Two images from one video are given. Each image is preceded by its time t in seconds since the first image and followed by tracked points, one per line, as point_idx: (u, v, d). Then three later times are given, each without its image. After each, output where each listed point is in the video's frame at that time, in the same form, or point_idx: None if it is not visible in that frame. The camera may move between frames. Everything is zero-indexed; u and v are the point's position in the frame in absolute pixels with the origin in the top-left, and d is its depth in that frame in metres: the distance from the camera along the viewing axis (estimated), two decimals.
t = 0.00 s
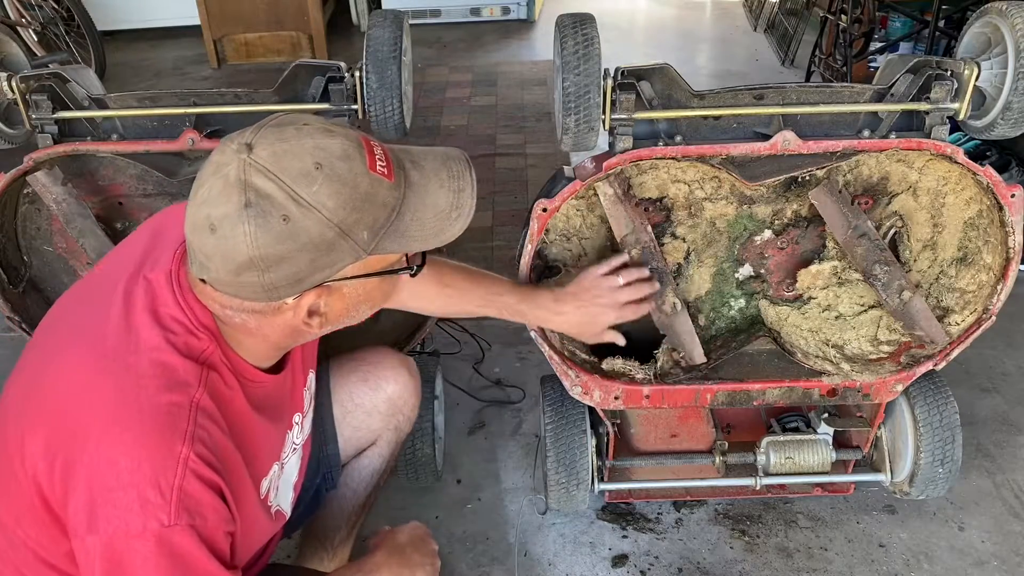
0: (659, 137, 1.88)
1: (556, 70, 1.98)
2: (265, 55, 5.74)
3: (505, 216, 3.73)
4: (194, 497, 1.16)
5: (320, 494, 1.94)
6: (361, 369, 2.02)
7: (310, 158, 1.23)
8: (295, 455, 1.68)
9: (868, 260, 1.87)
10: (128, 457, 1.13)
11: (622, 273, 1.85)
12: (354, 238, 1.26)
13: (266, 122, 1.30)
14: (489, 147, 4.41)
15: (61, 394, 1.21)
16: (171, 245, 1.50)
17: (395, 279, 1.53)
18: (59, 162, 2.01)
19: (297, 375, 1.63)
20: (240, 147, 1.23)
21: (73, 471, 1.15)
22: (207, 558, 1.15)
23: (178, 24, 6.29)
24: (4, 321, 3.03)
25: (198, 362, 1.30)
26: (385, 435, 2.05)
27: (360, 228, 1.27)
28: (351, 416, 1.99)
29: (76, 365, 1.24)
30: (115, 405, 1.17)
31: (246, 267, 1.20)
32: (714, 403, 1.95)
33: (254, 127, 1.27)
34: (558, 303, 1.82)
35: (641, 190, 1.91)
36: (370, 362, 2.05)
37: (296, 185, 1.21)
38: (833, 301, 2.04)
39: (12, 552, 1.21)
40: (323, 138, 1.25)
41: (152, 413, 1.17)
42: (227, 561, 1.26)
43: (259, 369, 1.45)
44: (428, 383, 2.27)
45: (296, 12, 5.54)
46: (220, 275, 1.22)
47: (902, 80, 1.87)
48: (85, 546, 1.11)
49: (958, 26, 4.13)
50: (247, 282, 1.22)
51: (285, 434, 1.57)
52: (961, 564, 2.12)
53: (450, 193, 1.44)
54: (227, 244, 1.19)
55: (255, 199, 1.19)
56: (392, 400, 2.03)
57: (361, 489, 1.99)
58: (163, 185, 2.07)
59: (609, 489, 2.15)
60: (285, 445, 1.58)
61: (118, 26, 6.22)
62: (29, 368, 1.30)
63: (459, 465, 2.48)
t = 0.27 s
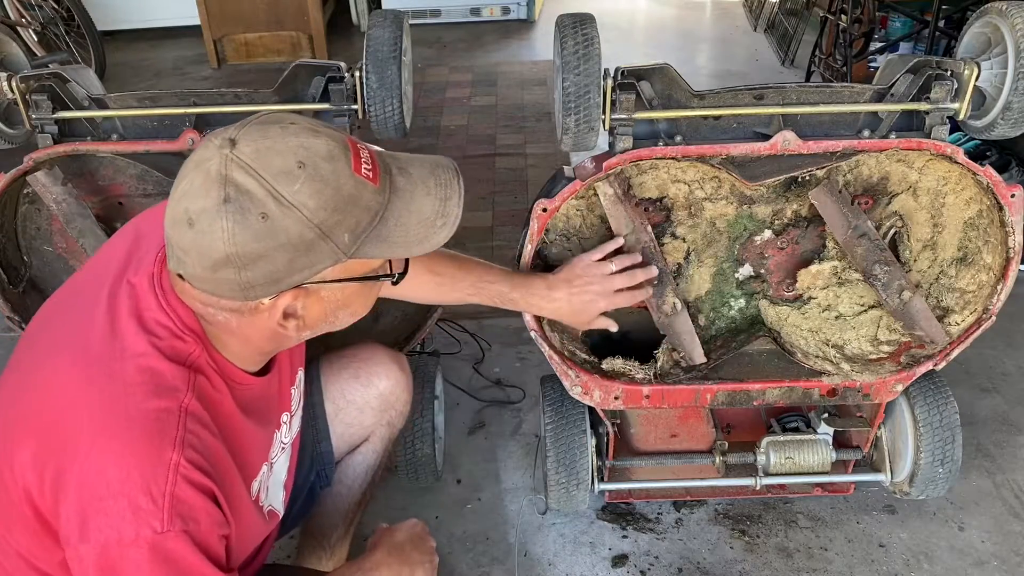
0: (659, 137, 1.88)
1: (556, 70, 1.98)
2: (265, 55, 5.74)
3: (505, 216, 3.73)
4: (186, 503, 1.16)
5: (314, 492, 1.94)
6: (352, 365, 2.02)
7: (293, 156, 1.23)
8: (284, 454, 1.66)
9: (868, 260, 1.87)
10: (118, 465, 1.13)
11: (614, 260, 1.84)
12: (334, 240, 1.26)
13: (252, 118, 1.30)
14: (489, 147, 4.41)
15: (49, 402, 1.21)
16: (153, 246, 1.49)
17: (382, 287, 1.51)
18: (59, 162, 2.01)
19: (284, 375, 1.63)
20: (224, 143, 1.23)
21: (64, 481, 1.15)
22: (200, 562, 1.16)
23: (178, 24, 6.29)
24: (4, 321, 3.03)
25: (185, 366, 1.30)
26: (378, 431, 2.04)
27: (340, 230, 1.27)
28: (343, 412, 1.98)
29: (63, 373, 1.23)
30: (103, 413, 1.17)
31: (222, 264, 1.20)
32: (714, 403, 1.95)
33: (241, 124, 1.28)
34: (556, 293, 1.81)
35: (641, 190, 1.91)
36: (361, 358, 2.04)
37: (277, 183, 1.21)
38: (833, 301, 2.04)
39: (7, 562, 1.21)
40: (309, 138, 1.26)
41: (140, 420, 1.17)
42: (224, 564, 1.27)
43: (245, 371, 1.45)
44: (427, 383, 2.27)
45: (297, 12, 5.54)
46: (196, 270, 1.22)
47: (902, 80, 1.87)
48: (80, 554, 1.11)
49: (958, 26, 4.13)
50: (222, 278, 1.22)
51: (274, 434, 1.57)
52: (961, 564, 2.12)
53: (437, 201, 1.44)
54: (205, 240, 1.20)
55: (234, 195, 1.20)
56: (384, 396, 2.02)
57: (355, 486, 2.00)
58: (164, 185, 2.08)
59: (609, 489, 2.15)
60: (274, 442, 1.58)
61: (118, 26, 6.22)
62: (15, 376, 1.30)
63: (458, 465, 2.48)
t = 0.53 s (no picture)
0: (659, 137, 1.88)
1: (556, 70, 1.98)
2: (265, 55, 5.74)
3: (505, 216, 3.73)
4: (179, 505, 1.16)
5: (314, 493, 1.95)
6: (351, 365, 2.02)
7: (303, 155, 1.24)
8: (280, 457, 1.67)
9: (868, 260, 1.87)
10: (110, 468, 1.13)
11: (603, 244, 1.81)
12: (337, 242, 1.27)
13: (262, 117, 1.31)
14: (489, 147, 4.42)
15: (40, 405, 1.20)
16: (147, 249, 1.49)
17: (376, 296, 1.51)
18: (59, 162, 2.01)
19: (279, 379, 1.64)
20: (235, 137, 1.24)
21: (56, 483, 1.14)
22: (193, 565, 1.16)
23: (178, 24, 6.29)
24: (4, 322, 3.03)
25: (179, 369, 1.30)
26: (377, 432, 2.04)
27: (344, 233, 1.28)
28: (343, 413, 1.99)
29: (55, 375, 1.23)
30: (96, 416, 1.17)
31: (223, 257, 1.20)
32: (713, 403, 1.94)
33: (251, 120, 1.29)
34: (549, 279, 1.78)
35: (641, 190, 1.91)
36: (360, 358, 2.04)
37: (286, 180, 1.22)
38: (833, 301, 2.04)
39: None
40: (320, 139, 1.27)
41: (133, 422, 1.17)
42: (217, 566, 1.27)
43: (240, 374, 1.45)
44: (427, 383, 2.27)
45: (297, 12, 5.54)
46: (196, 262, 1.22)
47: (902, 80, 1.87)
48: (72, 558, 1.10)
49: (958, 26, 4.13)
50: (221, 272, 1.21)
51: (269, 437, 1.57)
52: (961, 564, 2.12)
53: (439, 212, 1.46)
54: (208, 232, 1.19)
55: (242, 188, 1.20)
56: (383, 396, 2.02)
57: (355, 486, 2.00)
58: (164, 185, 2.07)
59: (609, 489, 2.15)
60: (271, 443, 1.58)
61: (118, 26, 6.22)
62: (8, 378, 1.29)
63: (458, 465, 2.48)
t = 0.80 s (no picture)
0: (659, 137, 1.88)
1: (556, 70, 1.98)
2: (265, 55, 5.74)
3: (505, 216, 3.73)
4: (181, 500, 1.16)
5: (313, 493, 1.95)
6: (349, 365, 2.02)
7: (307, 141, 1.25)
8: (278, 453, 1.67)
9: (868, 260, 1.86)
10: (111, 464, 1.13)
11: (602, 227, 1.80)
12: (338, 228, 1.28)
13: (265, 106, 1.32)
14: (489, 147, 4.41)
15: (40, 402, 1.20)
16: (143, 246, 1.49)
17: (372, 290, 1.51)
18: (59, 162, 2.01)
19: (276, 374, 1.64)
20: (240, 122, 1.24)
21: (57, 481, 1.14)
22: (195, 559, 1.16)
23: (178, 24, 6.29)
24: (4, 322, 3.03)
25: (177, 364, 1.30)
26: (376, 431, 2.04)
27: (345, 219, 1.28)
28: (341, 413, 1.98)
29: (53, 372, 1.23)
30: (96, 412, 1.17)
31: (225, 241, 1.20)
32: (714, 403, 1.95)
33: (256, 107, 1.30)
34: (546, 268, 1.77)
35: (641, 190, 1.91)
36: (358, 357, 2.04)
37: (290, 164, 1.23)
38: (833, 301, 2.04)
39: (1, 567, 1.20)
40: (324, 127, 1.29)
41: (133, 418, 1.17)
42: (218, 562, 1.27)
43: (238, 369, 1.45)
44: (427, 382, 2.27)
45: (297, 12, 5.54)
46: (197, 246, 1.21)
47: (902, 80, 1.87)
48: (73, 555, 1.10)
49: (958, 26, 4.13)
50: (223, 256, 1.21)
51: (267, 433, 1.57)
52: (961, 564, 2.12)
53: (437, 205, 1.47)
54: (212, 215, 1.20)
55: (246, 171, 1.20)
56: (382, 395, 2.02)
57: (354, 486, 2.00)
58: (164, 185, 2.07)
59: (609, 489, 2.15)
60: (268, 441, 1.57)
61: (118, 26, 6.22)
62: (6, 377, 1.29)
63: (458, 465, 2.48)
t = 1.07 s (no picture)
0: (659, 137, 1.88)
1: (556, 70, 1.98)
2: (265, 55, 5.74)
3: (505, 217, 3.73)
4: (181, 498, 1.16)
5: (313, 492, 1.95)
6: (349, 364, 2.01)
7: (310, 132, 1.26)
8: (278, 451, 1.66)
9: (868, 260, 1.87)
10: (112, 462, 1.13)
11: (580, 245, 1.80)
12: (343, 218, 1.28)
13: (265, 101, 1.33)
14: (489, 147, 4.42)
15: (40, 400, 1.20)
16: (142, 245, 1.49)
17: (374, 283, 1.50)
18: (59, 162, 2.01)
19: (276, 372, 1.64)
20: (242, 116, 1.25)
21: (57, 479, 1.14)
22: (195, 558, 1.16)
23: (178, 24, 6.29)
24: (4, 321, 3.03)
25: (177, 363, 1.30)
26: (376, 430, 2.04)
27: (349, 209, 1.29)
28: (342, 412, 1.98)
29: (53, 370, 1.23)
30: (96, 410, 1.17)
31: (231, 233, 1.20)
32: (714, 403, 1.95)
33: (257, 101, 1.31)
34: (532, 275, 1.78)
35: (641, 190, 1.91)
36: (358, 356, 2.04)
37: (295, 154, 1.23)
38: (833, 301, 2.04)
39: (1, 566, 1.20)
40: (325, 119, 1.30)
41: (133, 416, 1.17)
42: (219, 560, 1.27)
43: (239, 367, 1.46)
44: (427, 382, 2.27)
45: (297, 13, 5.54)
46: (202, 239, 1.22)
47: (902, 80, 1.87)
48: (74, 554, 1.10)
49: (958, 26, 4.13)
50: (229, 248, 1.21)
51: (268, 432, 1.57)
52: (961, 564, 2.12)
53: (438, 195, 1.47)
54: (217, 208, 1.20)
55: (251, 163, 1.21)
56: (382, 395, 2.02)
57: (355, 485, 2.01)
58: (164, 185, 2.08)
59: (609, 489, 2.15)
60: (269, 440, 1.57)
61: (118, 26, 6.22)
62: (6, 375, 1.29)
63: (458, 465, 2.48)
